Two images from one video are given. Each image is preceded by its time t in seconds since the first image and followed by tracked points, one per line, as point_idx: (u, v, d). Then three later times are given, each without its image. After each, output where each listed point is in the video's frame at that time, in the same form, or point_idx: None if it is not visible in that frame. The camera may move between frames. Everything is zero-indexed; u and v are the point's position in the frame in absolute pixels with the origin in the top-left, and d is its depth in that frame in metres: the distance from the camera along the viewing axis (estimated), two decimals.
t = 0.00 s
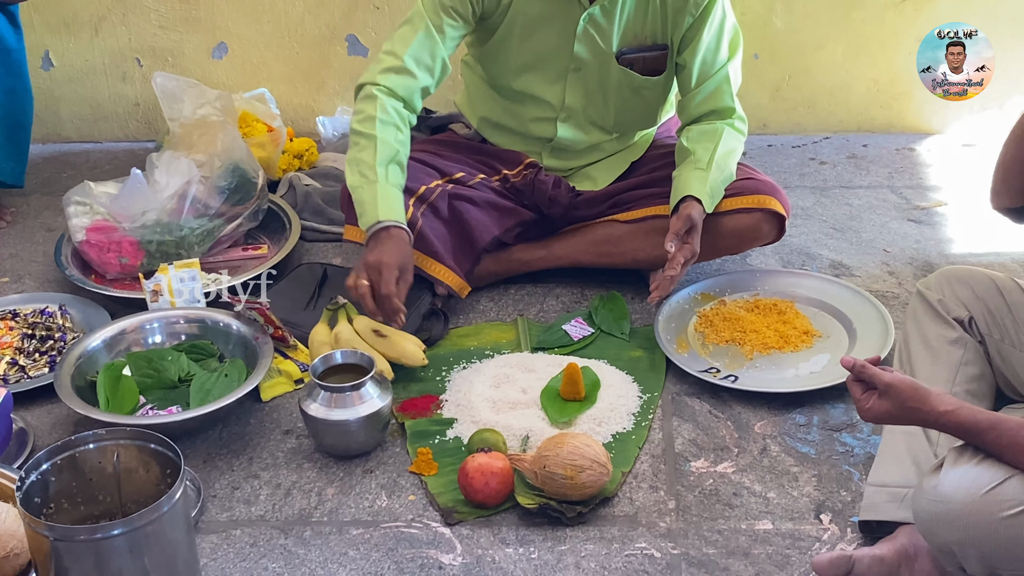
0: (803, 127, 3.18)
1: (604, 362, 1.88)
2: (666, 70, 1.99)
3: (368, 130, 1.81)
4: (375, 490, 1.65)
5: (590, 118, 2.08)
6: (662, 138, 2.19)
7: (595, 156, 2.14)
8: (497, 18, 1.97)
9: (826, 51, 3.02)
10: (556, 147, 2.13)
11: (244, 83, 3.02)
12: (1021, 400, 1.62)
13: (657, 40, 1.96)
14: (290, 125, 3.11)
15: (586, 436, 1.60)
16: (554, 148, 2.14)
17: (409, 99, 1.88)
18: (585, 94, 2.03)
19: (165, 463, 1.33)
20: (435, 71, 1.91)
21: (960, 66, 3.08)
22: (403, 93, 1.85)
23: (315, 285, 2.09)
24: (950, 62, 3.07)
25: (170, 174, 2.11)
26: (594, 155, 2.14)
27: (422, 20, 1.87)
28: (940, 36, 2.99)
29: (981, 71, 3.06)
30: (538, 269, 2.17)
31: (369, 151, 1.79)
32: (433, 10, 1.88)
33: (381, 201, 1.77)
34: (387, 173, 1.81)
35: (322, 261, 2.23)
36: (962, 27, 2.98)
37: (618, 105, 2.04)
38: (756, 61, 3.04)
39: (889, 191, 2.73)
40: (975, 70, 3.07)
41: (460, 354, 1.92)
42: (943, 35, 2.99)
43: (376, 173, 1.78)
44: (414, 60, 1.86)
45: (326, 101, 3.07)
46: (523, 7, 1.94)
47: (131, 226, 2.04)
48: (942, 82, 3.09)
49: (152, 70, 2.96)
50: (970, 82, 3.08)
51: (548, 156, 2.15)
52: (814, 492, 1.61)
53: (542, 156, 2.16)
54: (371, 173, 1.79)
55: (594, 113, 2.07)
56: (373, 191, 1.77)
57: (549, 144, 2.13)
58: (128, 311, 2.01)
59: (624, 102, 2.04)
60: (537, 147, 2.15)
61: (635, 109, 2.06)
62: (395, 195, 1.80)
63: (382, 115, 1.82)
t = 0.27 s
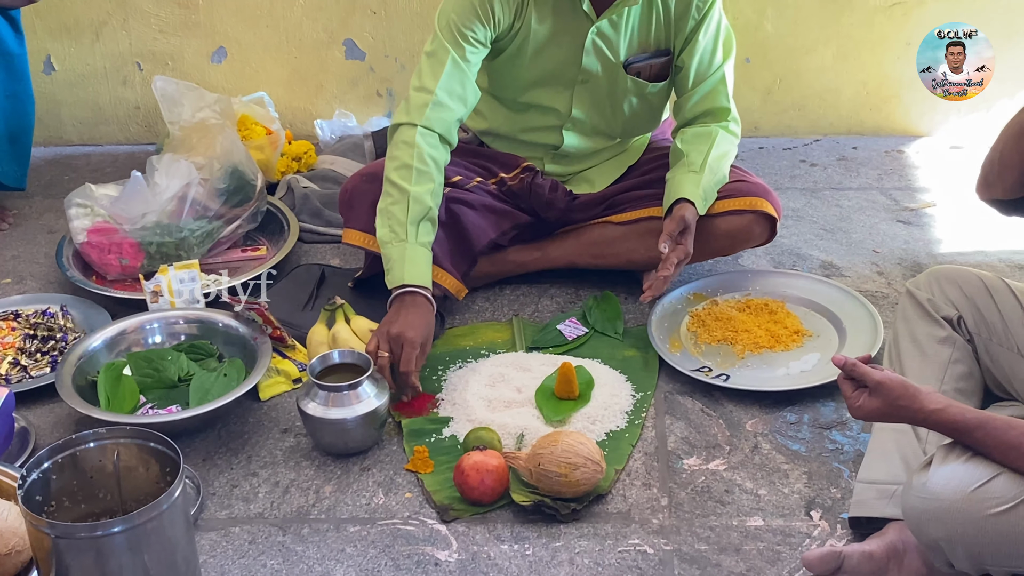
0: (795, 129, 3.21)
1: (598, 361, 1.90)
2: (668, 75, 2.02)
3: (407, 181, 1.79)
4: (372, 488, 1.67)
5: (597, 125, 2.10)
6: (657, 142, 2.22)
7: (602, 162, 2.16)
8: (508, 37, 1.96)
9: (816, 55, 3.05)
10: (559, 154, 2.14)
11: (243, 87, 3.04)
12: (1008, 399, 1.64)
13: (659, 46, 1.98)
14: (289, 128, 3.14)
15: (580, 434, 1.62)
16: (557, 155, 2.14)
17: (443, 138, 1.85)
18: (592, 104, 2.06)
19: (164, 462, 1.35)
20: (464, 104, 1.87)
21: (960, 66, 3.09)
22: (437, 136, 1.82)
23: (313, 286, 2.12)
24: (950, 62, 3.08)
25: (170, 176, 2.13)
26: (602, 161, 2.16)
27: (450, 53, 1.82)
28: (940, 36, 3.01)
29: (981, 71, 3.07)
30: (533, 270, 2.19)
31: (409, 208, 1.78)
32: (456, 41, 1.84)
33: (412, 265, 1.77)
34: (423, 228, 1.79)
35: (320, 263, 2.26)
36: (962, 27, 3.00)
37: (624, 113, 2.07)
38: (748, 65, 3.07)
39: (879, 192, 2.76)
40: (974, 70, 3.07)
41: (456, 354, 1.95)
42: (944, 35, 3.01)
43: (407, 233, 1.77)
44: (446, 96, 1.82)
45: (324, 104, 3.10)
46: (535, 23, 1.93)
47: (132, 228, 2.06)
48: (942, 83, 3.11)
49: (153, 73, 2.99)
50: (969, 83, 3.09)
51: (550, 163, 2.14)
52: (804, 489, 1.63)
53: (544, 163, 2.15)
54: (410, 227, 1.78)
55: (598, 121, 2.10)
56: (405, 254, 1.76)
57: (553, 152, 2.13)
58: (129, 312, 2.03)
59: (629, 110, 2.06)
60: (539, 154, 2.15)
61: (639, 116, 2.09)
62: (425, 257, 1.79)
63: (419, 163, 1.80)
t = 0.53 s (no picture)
0: (785, 133, 3.24)
1: (592, 360, 1.94)
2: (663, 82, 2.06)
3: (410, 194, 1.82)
4: (371, 485, 1.71)
5: (595, 133, 2.14)
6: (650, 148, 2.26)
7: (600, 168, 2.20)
8: (507, 49, 1.99)
9: (805, 60, 3.09)
10: (556, 160, 2.18)
11: (244, 91, 3.08)
12: (993, 395, 1.67)
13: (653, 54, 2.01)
14: (288, 132, 3.18)
15: (574, 431, 1.66)
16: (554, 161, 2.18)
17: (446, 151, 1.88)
18: (589, 112, 2.09)
19: (166, 459, 1.39)
20: (465, 117, 1.90)
21: (960, 66, 3.13)
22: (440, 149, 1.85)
23: (313, 287, 2.16)
24: (950, 62, 3.13)
25: (172, 180, 2.16)
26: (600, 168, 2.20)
27: (450, 67, 1.85)
28: (940, 36, 3.05)
29: (981, 70, 3.11)
30: (529, 271, 2.23)
31: (412, 219, 1.80)
32: (456, 54, 1.87)
33: (417, 275, 1.80)
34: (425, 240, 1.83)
35: (319, 264, 2.30)
36: (962, 27, 3.03)
37: (621, 121, 2.10)
38: (739, 70, 3.11)
39: (867, 195, 2.80)
40: (975, 70, 3.11)
41: (453, 353, 1.99)
42: (944, 35, 3.04)
43: (410, 244, 1.80)
44: (447, 109, 1.86)
45: (323, 109, 3.14)
46: (533, 35, 1.96)
47: (135, 230, 2.10)
48: (942, 82, 3.15)
49: (155, 79, 3.03)
50: (969, 82, 3.13)
51: (547, 168, 2.19)
52: (794, 485, 1.67)
53: (541, 167, 2.20)
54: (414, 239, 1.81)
55: (596, 129, 2.13)
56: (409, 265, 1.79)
57: (551, 158, 2.18)
58: (132, 313, 2.07)
59: (625, 118, 2.10)
60: (536, 159, 2.19)
61: (635, 123, 2.12)
62: (429, 267, 1.82)
63: (422, 176, 1.83)
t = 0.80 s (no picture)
0: (776, 136, 3.27)
1: (587, 361, 1.97)
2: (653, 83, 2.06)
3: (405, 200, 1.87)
4: (368, 483, 1.73)
5: (588, 136, 2.16)
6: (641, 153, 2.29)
7: (598, 172, 2.22)
8: (499, 54, 2.02)
9: (796, 64, 3.11)
10: (550, 163, 2.21)
11: (243, 95, 3.11)
12: (981, 395, 1.70)
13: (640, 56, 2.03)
14: (287, 136, 3.21)
15: (568, 430, 1.69)
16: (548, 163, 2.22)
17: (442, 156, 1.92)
18: (580, 115, 2.12)
19: (166, 459, 1.41)
20: (459, 121, 1.94)
21: (960, 66, 3.16)
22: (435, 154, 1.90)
23: (311, 288, 2.19)
24: (951, 62, 3.16)
25: (172, 182, 2.19)
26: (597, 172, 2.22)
27: (441, 74, 1.90)
28: (940, 36, 3.06)
29: (981, 71, 3.12)
30: (524, 272, 2.26)
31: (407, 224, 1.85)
32: (447, 61, 1.92)
33: (417, 278, 1.84)
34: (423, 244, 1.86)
35: (317, 266, 2.32)
36: (962, 28, 3.05)
37: (612, 124, 2.13)
38: (731, 74, 3.14)
39: (857, 197, 2.83)
40: (975, 70, 3.13)
41: (449, 354, 2.01)
42: (944, 35, 3.06)
43: (407, 248, 1.84)
44: (441, 115, 1.90)
45: (321, 113, 3.16)
46: (522, 39, 1.99)
47: (135, 233, 2.12)
48: (942, 83, 3.17)
49: (155, 83, 3.05)
50: (969, 82, 3.15)
51: (542, 171, 2.22)
52: (785, 482, 1.70)
53: (536, 170, 2.23)
54: (411, 243, 1.85)
55: (588, 131, 2.15)
56: (408, 269, 1.83)
57: (544, 160, 2.21)
58: (133, 314, 2.10)
59: (617, 121, 2.12)
60: (531, 161, 2.23)
61: (627, 125, 2.14)
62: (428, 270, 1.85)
63: (417, 182, 1.88)
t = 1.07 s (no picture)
0: (767, 138, 3.28)
1: (580, 361, 1.98)
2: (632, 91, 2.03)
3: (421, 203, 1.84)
4: (362, 483, 1.74)
5: (572, 143, 2.16)
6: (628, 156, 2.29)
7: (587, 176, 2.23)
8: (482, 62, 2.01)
9: (788, 66, 3.13)
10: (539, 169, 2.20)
11: (237, 98, 3.12)
12: (972, 394, 1.70)
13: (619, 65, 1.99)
14: (281, 138, 3.22)
15: (561, 431, 1.70)
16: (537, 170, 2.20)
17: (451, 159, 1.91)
18: (564, 122, 2.11)
19: (162, 459, 1.42)
20: (464, 124, 1.92)
21: (960, 65, 3.16)
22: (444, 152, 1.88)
23: (305, 289, 2.20)
24: (950, 62, 3.16)
25: (166, 184, 2.21)
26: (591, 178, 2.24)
27: (433, 85, 1.90)
28: (940, 36, 3.07)
29: (981, 70, 3.12)
30: (517, 273, 2.27)
31: (426, 217, 1.81)
32: (438, 73, 1.92)
33: (451, 259, 1.76)
34: (449, 229, 1.79)
35: (311, 267, 2.34)
36: (962, 28, 3.06)
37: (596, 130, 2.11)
38: (722, 76, 3.14)
39: (848, 198, 2.84)
40: (975, 70, 3.13)
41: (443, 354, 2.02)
42: (944, 35, 3.07)
43: (432, 239, 1.79)
44: (440, 122, 1.89)
45: (315, 115, 3.17)
46: (501, 50, 1.96)
47: (130, 234, 2.13)
48: (942, 82, 3.17)
49: (150, 86, 3.06)
50: (970, 82, 3.15)
51: (530, 177, 2.21)
52: (776, 482, 1.71)
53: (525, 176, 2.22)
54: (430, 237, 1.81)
55: (573, 137, 2.14)
56: (439, 253, 1.77)
57: (532, 167, 2.20)
58: (129, 315, 2.11)
59: (601, 128, 2.11)
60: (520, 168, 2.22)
61: (611, 131, 2.12)
62: (462, 248, 1.78)
63: (428, 185, 1.85)
